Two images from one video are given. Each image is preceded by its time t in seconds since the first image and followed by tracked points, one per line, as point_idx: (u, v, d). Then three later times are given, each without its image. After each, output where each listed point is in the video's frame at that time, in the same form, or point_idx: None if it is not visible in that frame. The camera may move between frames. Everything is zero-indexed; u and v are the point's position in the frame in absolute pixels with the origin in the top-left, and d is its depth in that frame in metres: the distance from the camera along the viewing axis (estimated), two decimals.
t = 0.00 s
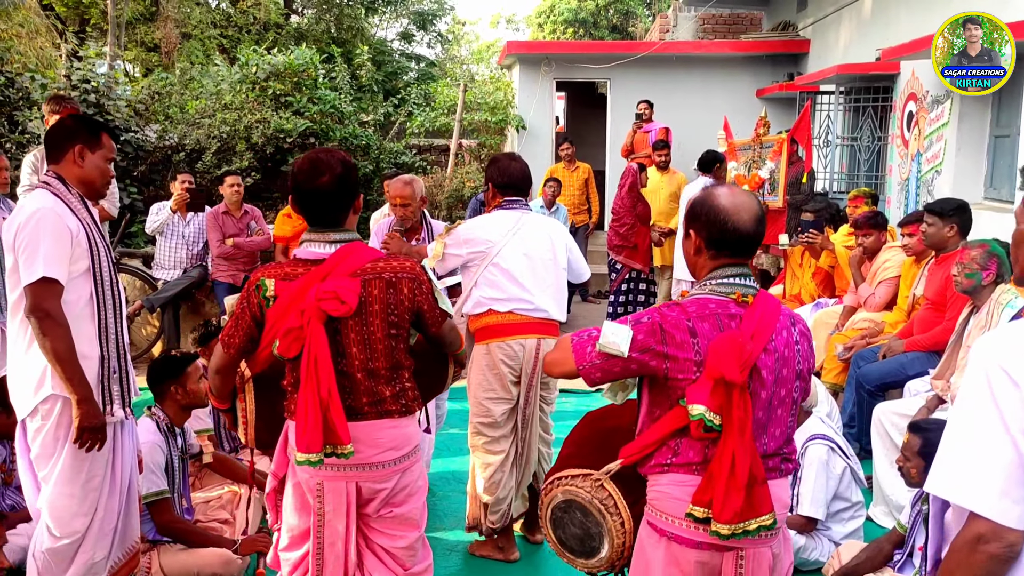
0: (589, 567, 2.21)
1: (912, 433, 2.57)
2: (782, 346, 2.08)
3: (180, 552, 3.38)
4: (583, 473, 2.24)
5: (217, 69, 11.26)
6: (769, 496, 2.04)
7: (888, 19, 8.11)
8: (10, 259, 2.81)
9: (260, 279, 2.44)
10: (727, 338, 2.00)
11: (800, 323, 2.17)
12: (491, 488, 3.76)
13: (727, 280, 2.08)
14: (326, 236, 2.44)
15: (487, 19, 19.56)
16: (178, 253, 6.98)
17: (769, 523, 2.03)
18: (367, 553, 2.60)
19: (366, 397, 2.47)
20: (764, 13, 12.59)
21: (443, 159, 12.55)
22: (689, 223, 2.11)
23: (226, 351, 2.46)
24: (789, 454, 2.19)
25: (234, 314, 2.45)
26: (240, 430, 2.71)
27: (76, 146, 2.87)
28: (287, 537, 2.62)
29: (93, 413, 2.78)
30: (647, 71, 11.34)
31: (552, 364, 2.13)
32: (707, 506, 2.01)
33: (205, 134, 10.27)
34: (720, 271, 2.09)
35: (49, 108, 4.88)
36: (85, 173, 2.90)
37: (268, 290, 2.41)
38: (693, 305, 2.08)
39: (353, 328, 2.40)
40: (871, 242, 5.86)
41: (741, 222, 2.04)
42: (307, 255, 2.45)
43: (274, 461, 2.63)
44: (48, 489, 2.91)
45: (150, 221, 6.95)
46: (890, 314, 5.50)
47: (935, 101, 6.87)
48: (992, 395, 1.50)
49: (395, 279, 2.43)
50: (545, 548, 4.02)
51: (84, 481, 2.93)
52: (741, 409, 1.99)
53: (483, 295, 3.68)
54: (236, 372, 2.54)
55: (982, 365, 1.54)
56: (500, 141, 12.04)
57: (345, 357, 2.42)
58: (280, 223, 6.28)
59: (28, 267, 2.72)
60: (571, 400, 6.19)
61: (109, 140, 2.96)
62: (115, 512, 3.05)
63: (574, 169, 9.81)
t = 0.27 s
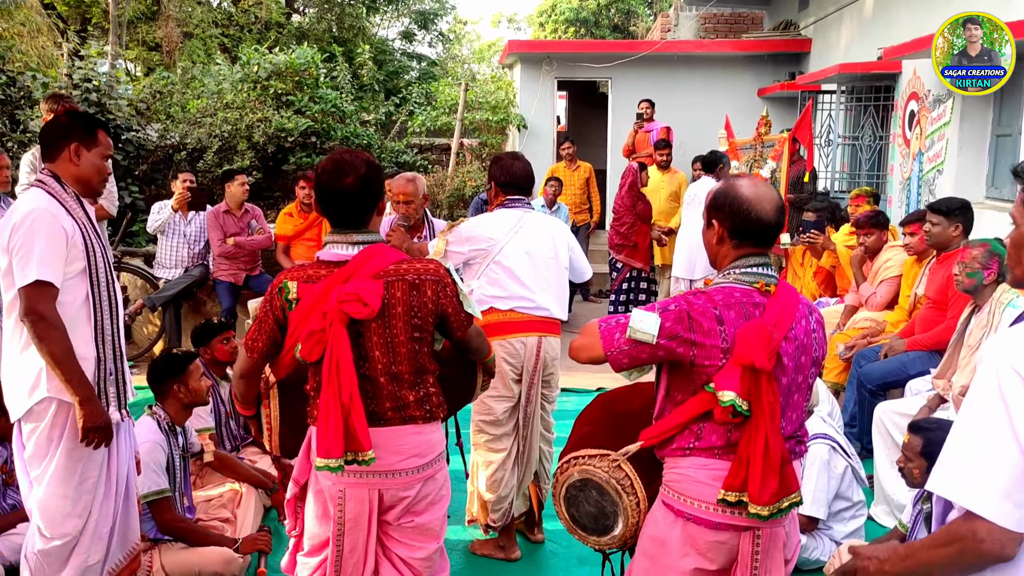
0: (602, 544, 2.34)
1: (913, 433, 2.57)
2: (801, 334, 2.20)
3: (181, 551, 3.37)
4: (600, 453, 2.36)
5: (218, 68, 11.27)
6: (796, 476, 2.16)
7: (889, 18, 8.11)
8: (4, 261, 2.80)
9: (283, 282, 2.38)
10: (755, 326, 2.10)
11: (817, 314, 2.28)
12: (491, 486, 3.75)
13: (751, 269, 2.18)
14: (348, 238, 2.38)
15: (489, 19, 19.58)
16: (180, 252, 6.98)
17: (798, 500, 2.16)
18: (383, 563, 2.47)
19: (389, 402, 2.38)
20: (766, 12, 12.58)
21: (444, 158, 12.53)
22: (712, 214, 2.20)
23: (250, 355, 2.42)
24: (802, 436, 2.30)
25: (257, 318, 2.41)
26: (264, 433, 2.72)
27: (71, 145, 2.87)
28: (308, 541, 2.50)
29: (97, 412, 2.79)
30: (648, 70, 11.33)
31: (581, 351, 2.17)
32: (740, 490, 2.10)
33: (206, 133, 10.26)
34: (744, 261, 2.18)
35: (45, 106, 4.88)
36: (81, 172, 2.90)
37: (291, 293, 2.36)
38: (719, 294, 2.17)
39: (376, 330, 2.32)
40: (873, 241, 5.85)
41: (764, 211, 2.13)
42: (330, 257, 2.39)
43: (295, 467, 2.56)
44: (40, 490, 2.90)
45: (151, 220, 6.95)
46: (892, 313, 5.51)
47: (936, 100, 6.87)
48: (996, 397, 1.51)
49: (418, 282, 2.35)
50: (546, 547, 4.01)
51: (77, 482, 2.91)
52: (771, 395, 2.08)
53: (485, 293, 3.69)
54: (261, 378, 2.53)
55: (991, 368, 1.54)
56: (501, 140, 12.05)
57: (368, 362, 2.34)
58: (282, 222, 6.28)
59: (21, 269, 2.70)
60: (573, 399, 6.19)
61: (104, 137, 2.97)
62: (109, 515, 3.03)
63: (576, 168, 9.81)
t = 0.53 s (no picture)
0: (603, 530, 2.33)
1: (915, 432, 2.56)
2: (808, 331, 2.23)
3: (181, 549, 3.38)
4: (605, 441, 2.35)
5: (219, 67, 11.27)
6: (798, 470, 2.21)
7: (891, 17, 8.10)
8: None
9: (291, 275, 2.36)
10: (762, 320, 2.12)
11: (824, 310, 2.31)
12: (494, 486, 3.75)
13: (760, 265, 2.20)
14: (358, 234, 2.36)
15: (490, 17, 19.58)
16: (181, 250, 6.98)
17: (799, 493, 2.21)
18: (384, 564, 2.46)
19: (394, 402, 2.37)
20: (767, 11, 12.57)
21: (445, 157, 12.54)
22: (723, 208, 2.21)
23: (256, 349, 2.42)
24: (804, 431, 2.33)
25: (264, 311, 2.40)
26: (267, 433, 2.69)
27: (63, 142, 2.84)
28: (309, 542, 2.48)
29: (99, 414, 2.77)
30: (649, 68, 11.32)
31: (591, 343, 2.18)
32: (743, 482, 2.14)
33: (208, 132, 10.27)
34: (754, 255, 2.20)
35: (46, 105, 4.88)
36: (74, 169, 2.88)
37: (298, 287, 2.34)
38: (728, 288, 2.18)
39: (382, 329, 2.31)
40: (874, 240, 5.85)
41: (774, 205, 2.15)
42: (340, 252, 2.37)
43: (297, 467, 2.52)
44: (28, 490, 2.89)
45: (152, 219, 6.95)
46: (893, 312, 5.51)
47: (937, 99, 6.86)
48: (997, 398, 1.50)
49: (427, 281, 2.34)
50: (547, 546, 4.01)
51: (65, 484, 2.91)
52: (775, 389, 2.13)
53: (488, 291, 3.68)
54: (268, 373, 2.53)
55: (990, 368, 1.54)
56: (502, 138, 12.05)
57: (373, 360, 2.33)
58: (283, 220, 6.28)
59: (14, 273, 2.69)
60: (574, 397, 6.19)
61: (96, 134, 2.93)
62: (100, 518, 3.02)
63: (576, 167, 9.81)
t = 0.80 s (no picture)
0: (605, 523, 2.38)
1: (918, 431, 2.56)
2: (803, 329, 2.22)
3: (182, 547, 3.39)
4: (606, 435, 2.38)
5: (220, 65, 11.26)
6: (791, 466, 2.20)
7: (891, 15, 8.10)
8: None
9: (281, 270, 2.38)
10: (755, 319, 2.12)
11: (822, 308, 2.30)
12: (496, 483, 3.76)
13: (756, 263, 2.20)
14: (350, 231, 2.36)
15: (490, 15, 19.57)
16: (182, 249, 6.98)
17: (792, 490, 2.20)
18: (377, 563, 2.47)
19: (381, 400, 2.37)
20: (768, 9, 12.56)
21: (445, 155, 12.54)
22: (721, 206, 2.22)
23: (247, 343, 2.43)
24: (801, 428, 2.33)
25: (255, 305, 2.42)
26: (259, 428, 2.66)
27: (53, 142, 2.84)
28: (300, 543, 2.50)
29: (83, 425, 2.80)
30: (650, 66, 11.32)
31: (589, 343, 2.19)
32: (736, 478, 2.14)
33: (208, 130, 10.28)
34: (750, 254, 2.21)
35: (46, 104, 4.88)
36: (65, 169, 2.88)
37: (288, 282, 2.36)
38: (723, 286, 2.19)
39: (371, 327, 2.31)
40: (875, 238, 5.86)
41: (770, 204, 2.15)
42: (332, 249, 2.38)
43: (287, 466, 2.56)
44: (22, 491, 2.90)
45: (153, 217, 6.95)
46: (894, 310, 5.51)
47: (938, 97, 6.86)
48: (998, 395, 1.51)
49: (417, 281, 2.33)
50: (549, 543, 4.02)
51: (60, 486, 2.91)
52: (767, 386, 2.12)
53: (489, 290, 3.68)
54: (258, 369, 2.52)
55: (993, 366, 1.54)
56: (502, 137, 12.06)
57: (361, 359, 2.33)
58: (284, 218, 6.28)
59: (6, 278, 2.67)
60: (574, 395, 6.20)
61: (86, 132, 2.92)
62: (94, 519, 3.03)
63: (577, 165, 9.81)
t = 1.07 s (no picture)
0: (600, 520, 2.39)
1: (918, 429, 2.56)
2: (789, 326, 2.23)
3: (183, 545, 3.40)
4: (599, 434, 2.40)
5: (220, 63, 11.25)
6: (778, 463, 2.20)
7: (892, 13, 8.09)
8: None
9: (257, 263, 2.39)
10: (736, 317, 2.14)
11: (809, 305, 2.30)
12: (496, 481, 3.76)
13: (740, 261, 2.22)
14: (325, 225, 2.36)
15: (489, 13, 19.57)
16: (182, 247, 6.98)
17: (778, 487, 2.20)
18: (357, 560, 2.51)
19: (353, 394, 2.37)
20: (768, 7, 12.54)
21: (445, 153, 12.54)
22: (706, 206, 2.25)
23: (222, 336, 2.44)
24: (791, 424, 2.36)
25: (231, 298, 2.43)
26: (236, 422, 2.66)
27: (42, 141, 2.83)
28: (272, 539, 2.53)
29: (70, 432, 2.80)
30: (649, 64, 11.31)
31: (578, 343, 2.24)
32: (722, 475, 2.16)
33: (208, 128, 10.28)
34: (734, 253, 2.23)
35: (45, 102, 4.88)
36: (55, 167, 2.87)
37: (263, 275, 2.36)
38: (707, 285, 2.21)
39: (344, 321, 2.31)
40: (875, 236, 5.86)
41: (754, 202, 2.17)
42: (307, 243, 2.38)
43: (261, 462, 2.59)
44: (19, 492, 2.91)
45: (153, 215, 6.95)
46: (893, 307, 5.51)
47: (938, 95, 6.86)
48: (987, 392, 1.51)
49: (391, 276, 2.33)
50: (548, 540, 4.03)
51: (57, 486, 2.91)
52: (750, 383, 2.13)
53: (489, 288, 3.69)
54: (234, 362, 2.53)
55: (983, 363, 1.54)
56: (502, 135, 12.06)
57: (334, 352, 2.33)
58: (283, 216, 6.28)
59: None
60: (574, 393, 6.20)
61: (75, 130, 2.91)
62: (93, 519, 3.03)
63: (577, 163, 9.81)
